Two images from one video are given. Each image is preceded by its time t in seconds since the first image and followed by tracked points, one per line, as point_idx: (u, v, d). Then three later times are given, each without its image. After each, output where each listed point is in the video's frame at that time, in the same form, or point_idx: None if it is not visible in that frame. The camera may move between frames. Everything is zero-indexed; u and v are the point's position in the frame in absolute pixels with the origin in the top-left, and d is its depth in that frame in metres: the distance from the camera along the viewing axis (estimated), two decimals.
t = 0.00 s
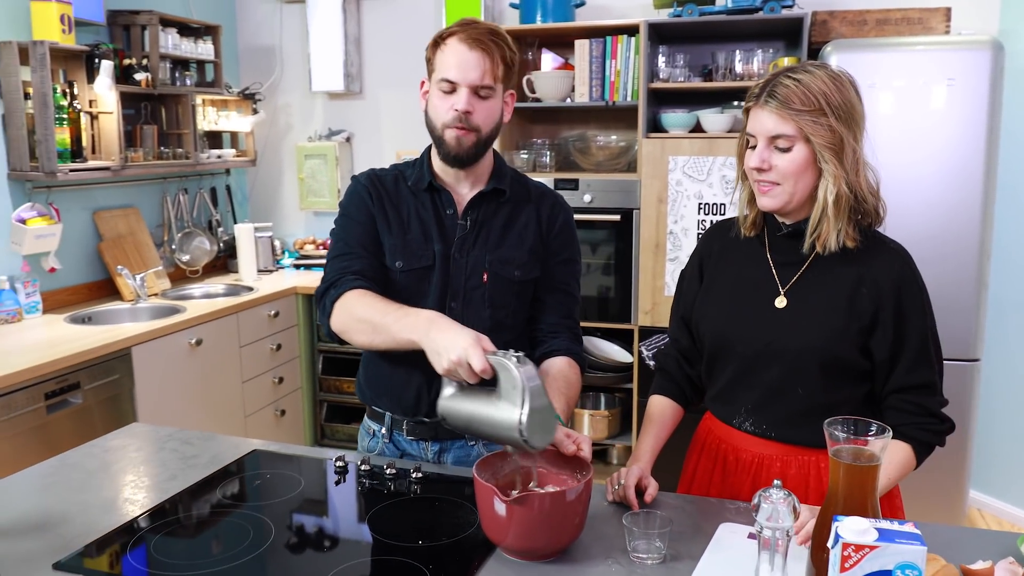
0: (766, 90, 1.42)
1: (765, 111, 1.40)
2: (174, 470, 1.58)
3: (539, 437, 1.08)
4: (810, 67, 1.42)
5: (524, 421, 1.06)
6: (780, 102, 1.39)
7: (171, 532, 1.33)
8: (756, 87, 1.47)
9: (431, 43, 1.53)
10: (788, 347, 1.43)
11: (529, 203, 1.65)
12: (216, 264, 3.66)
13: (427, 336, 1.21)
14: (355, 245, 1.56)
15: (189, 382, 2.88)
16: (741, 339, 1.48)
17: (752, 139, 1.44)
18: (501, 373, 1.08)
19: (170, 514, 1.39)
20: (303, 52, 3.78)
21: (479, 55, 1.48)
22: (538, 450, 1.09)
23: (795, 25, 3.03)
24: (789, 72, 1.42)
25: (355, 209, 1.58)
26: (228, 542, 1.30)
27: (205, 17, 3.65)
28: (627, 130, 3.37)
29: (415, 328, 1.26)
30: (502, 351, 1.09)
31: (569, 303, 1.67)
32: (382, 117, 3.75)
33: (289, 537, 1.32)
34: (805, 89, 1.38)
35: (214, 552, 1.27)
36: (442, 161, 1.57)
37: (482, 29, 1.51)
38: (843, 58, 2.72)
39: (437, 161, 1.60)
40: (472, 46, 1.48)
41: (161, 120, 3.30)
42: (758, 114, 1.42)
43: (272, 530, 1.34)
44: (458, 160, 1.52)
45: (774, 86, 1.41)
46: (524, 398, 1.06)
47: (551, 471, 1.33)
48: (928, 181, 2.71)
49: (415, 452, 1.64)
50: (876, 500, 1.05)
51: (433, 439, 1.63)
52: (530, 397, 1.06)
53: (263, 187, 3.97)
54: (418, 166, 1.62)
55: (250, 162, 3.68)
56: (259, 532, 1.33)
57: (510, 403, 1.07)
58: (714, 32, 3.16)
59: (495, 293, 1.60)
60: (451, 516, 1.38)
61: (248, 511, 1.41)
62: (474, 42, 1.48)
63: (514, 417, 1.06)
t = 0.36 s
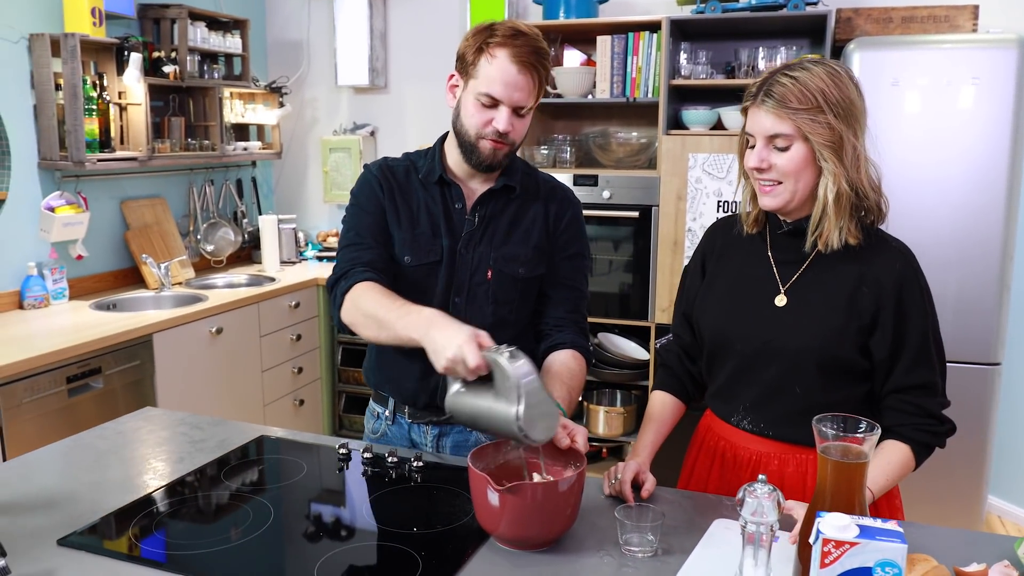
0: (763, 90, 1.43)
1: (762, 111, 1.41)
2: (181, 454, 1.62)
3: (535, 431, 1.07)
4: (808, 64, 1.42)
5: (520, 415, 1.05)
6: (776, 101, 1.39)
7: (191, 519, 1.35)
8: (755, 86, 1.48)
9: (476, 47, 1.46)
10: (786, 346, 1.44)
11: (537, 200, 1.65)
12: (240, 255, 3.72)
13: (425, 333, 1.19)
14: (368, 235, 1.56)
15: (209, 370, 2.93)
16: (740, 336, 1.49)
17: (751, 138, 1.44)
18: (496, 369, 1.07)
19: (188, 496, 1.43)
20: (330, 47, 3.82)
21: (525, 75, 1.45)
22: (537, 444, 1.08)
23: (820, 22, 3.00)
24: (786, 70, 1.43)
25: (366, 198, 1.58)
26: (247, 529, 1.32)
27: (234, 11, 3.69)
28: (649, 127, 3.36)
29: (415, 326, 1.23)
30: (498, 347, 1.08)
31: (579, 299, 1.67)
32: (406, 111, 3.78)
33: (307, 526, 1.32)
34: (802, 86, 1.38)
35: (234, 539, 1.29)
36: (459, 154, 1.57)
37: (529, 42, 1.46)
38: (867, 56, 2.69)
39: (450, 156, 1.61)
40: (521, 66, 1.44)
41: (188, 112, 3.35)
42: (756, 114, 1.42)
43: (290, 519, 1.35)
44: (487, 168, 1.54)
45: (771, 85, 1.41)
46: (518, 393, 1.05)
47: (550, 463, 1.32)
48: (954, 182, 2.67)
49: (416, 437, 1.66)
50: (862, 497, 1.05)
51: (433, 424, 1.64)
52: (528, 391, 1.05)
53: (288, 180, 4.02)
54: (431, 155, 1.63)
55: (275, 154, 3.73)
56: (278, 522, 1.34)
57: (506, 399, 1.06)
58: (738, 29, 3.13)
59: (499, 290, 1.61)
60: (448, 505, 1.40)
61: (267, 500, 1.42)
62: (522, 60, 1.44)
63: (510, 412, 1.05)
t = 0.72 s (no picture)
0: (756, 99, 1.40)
1: (763, 121, 1.38)
2: (179, 444, 1.63)
3: (500, 414, 1.11)
4: (800, 66, 1.41)
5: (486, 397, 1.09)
6: (775, 110, 1.36)
7: (194, 511, 1.36)
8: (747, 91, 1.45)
9: (494, 46, 1.43)
10: (782, 345, 1.43)
11: (542, 201, 1.61)
12: (248, 250, 3.74)
13: (399, 309, 1.22)
14: (354, 230, 1.53)
15: (214, 363, 2.95)
16: (736, 335, 1.48)
17: (752, 148, 1.41)
18: (467, 352, 1.11)
19: (193, 488, 1.44)
20: (339, 43, 3.84)
21: (543, 75, 1.42)
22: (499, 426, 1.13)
23: (829, 22, 2.98)
24: (779, 75, 1.40)
25: (359, 194, 1.55)
26: (251, 523, 1.32)
27: (245, 7, 3.71)
28: (656, 127, 3.36)
29: (388, 304, 1.26)
30: (468, 330, 1.11)
31: (574, 300, 1.64)
32: (415, 109, 3.79)
33: (311, 521, 1.32)
34: (799, 91, 1.36)
35: (238, 532, 1.29)
36: (470, 150, 1.52)
37: (547, 43, 1.43)
38: (875, 58, 2.67)
39: (460, 153, 1.56)
40: (538, 67, 1.41)
41: (197, 107, 3.37)
42: (754, 124, 1.39)
43: (295, 514, 1.35)
44: (498, 168, 1.50)
45: (767, 93, 1.38)
46: (486, 376, 1.09)
47: (538, 459, 1.33)
48: (965, 185, 2.66)
49: (418, 432, 1.65)
50: (850, 497, 1.04)
51: (436, 420, 1.63)
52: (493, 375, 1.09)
53: (297, 175, 4.03)
54: (437, 151, 1.59)
55: (284, 150, 3.75)
56: (281, 516, 1.34)
57: (474, 380, 1.10)
58: (747, 29, 3.12)
59: (502, 290, 1.57)
60: (440, 499, 1.40)
61: (270, 494, 1.43)
62: (541, 60, 1.41)
63: (475, 394, 1.10)
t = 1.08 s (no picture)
0: (772, 100, 1.37)
1: (782, 123, 1.35)
2: (180, 446, 1.63)
3: (526, 426, 1.09)
4: (807, 64, 1.39)
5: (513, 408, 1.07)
6: (796, 113, 1.34)
7: (200, 513, 1.36)
8: (755, 90, 1.42)
9: (481, 40, 1.42)
10: (783, 340, 1.43)
11: (540, 196, 1.61)
12: (251, 251, 3.74)
13: (429, 318, 1.21)
14: (369, 224, 1.51)
15: (218, 364, 2.95)
16: (737, 331, 1.48)
17: (767, 150, 1.39)
18: (495, 360, 1.10)
19: (199, 489, 1.45)
20: (342, 43, 3.84)
21: (532, 68, 1.41)
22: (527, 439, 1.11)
23: (831, 19, 2.97)
24: (790, 74, 1.38)
25: (367, 189, 1.54)
26: (256, 524, 1.32)
27: (248, 8, 3.71)
28: (659, 125, 3.35)
29: (419, 311, 1.25)
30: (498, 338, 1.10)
31: (579, 296, 1.63)
32: (417, 108, 3.79)
33: (316, 522, 1.33)
34: (816, 92, 1.34)
35: (243, 534, 1.29)
36: (465, 149, 1.52)
37: (536, 35, 1.42)
38: (878, 54, 2.66)
39: (455, 150, 1.56)
40: (527, 59, 1.40)
41: (200, 108, 3.38)
42: (772, 126, 1.37)
43: (300, 515, 1.35)
44: (492, 164, 1.49)
45: (783, 94, 1.35)
46: (514, 386, 1.07)
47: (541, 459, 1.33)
48: (969, 181, 2.65)
49: (418, 433, 1.65)
50: (851, 495, 1.04)
51: (436, 420, 1.63)
52: (521, 385, 1.08)
53: (300, 176, 4.04)
54: (435, 149, 1.58)
55: (287, 151, 3.75)
56: (286, 517, 1.34)
57: (501, 391, 1.08)
58: (750, 26, 3.11)
59: (501, 286, 1.57)
60: (442, 499, 1.40)
61: (276, 495, 1.43)
62: (529, 53, 1.40)
63: (501, 404, 1.08)
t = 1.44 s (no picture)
0: (800, 98, 1.36)
1: (813, 121, 1.36)
2: (175, 445, 1.62)
3: (512, 419, 1.09)
4: (820, 59, 1.40)
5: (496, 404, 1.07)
6: (825, 111, 1.35)
7: (192, 511, 1.35)
8: (769, 86, 1.42)
9: (483, 37, 1.40)
10: (788, 327, 1.43)
11: (543, 190, 1.58)
12: (243, 247, 3.72)
13: (405, 323, 1.22)
14: (358, 226, 1.52)
15: (211, 362, 2.94)
16: (740, 321, 1.47)
17: (788, 148, 1.39)
18: (473, 361, 1.10)
19: (189, 485, 1.44)
20: (333, 38, 3.82)
21: (534, 65, 1.38)
22: (517, 432, 1.11)
23: (824, 12, 2.97)
24: (811, 70, 1.38)
25: (362, 189, 1.54)
26: (249, 522, 1.31)
27: (238, 3, 3.69)
28: (652, 118, 3.34)
29: (396, 316, 1.25)
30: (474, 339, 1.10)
31: (584, 291, 1.62)
32: (409, 103, 3.77)
33: (310, 518, 1.32)
34: (840, 88, 1.35)
35: (236, 531, 1.28)
36: (466, 146, 1.51)
37: (538, 31, 1.39)
38: (872, 46, 2.66)
39: (457, 148, 1.54)
40: (529, 57, 1.37)
41: (190, 105, 3.35)
42: (800, 124, 1.37)
43: (294, 512, 1.34)
44: (495, 161, 1.48)
45: (809, 90, 1.36)
46: (495, 382, 1.07)
47: (539, 457, 1.31)
48: (961, 174, 2.65)
49: (420, 430, 1.62)
50: (854, 490, 1.04)
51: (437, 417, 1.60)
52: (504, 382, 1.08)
53: (291, 172, 4.01)
54: (436, 146, 1.56)
55: (278, 147, 3.73)
56: (279, 513, 1.34)
57: (482, 388, 1.09)
58: (743, 19, 3.11)
59: (504, 283, 1.55)
60: (441, 496, 1.39)
61: (269, 492, 1.42)
62: (531, 49, 1.37)
63: (485, 401, 1.08)
